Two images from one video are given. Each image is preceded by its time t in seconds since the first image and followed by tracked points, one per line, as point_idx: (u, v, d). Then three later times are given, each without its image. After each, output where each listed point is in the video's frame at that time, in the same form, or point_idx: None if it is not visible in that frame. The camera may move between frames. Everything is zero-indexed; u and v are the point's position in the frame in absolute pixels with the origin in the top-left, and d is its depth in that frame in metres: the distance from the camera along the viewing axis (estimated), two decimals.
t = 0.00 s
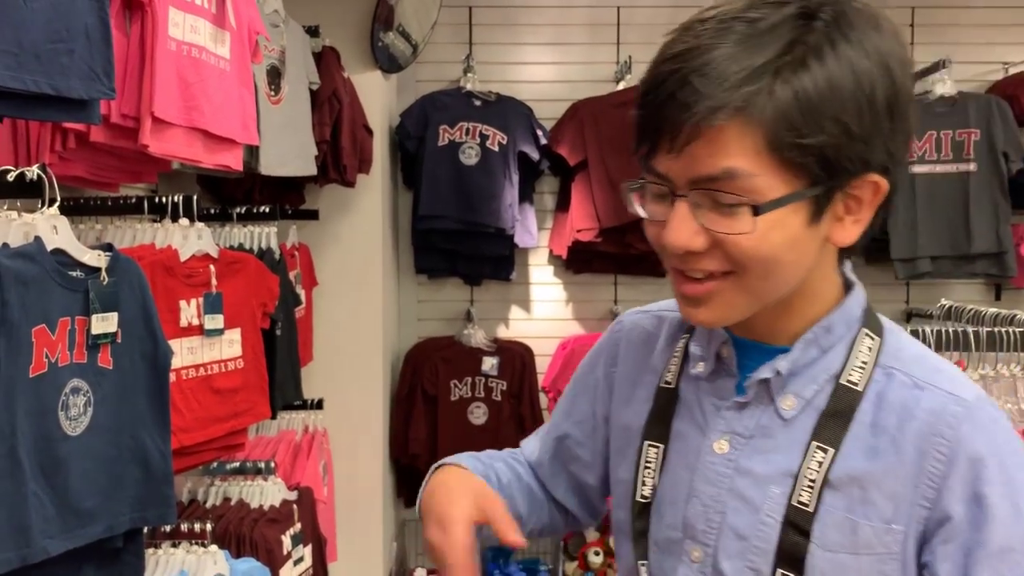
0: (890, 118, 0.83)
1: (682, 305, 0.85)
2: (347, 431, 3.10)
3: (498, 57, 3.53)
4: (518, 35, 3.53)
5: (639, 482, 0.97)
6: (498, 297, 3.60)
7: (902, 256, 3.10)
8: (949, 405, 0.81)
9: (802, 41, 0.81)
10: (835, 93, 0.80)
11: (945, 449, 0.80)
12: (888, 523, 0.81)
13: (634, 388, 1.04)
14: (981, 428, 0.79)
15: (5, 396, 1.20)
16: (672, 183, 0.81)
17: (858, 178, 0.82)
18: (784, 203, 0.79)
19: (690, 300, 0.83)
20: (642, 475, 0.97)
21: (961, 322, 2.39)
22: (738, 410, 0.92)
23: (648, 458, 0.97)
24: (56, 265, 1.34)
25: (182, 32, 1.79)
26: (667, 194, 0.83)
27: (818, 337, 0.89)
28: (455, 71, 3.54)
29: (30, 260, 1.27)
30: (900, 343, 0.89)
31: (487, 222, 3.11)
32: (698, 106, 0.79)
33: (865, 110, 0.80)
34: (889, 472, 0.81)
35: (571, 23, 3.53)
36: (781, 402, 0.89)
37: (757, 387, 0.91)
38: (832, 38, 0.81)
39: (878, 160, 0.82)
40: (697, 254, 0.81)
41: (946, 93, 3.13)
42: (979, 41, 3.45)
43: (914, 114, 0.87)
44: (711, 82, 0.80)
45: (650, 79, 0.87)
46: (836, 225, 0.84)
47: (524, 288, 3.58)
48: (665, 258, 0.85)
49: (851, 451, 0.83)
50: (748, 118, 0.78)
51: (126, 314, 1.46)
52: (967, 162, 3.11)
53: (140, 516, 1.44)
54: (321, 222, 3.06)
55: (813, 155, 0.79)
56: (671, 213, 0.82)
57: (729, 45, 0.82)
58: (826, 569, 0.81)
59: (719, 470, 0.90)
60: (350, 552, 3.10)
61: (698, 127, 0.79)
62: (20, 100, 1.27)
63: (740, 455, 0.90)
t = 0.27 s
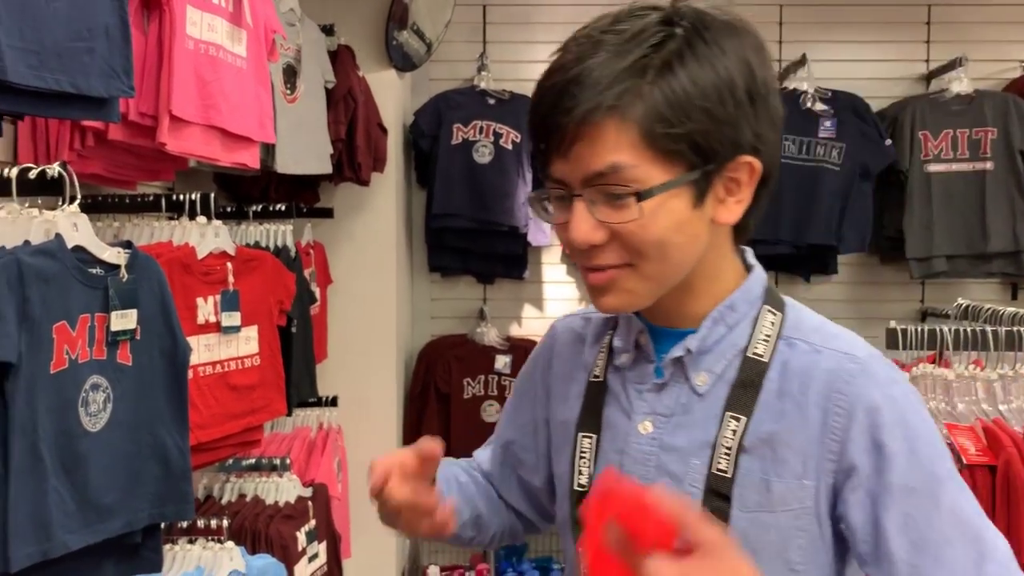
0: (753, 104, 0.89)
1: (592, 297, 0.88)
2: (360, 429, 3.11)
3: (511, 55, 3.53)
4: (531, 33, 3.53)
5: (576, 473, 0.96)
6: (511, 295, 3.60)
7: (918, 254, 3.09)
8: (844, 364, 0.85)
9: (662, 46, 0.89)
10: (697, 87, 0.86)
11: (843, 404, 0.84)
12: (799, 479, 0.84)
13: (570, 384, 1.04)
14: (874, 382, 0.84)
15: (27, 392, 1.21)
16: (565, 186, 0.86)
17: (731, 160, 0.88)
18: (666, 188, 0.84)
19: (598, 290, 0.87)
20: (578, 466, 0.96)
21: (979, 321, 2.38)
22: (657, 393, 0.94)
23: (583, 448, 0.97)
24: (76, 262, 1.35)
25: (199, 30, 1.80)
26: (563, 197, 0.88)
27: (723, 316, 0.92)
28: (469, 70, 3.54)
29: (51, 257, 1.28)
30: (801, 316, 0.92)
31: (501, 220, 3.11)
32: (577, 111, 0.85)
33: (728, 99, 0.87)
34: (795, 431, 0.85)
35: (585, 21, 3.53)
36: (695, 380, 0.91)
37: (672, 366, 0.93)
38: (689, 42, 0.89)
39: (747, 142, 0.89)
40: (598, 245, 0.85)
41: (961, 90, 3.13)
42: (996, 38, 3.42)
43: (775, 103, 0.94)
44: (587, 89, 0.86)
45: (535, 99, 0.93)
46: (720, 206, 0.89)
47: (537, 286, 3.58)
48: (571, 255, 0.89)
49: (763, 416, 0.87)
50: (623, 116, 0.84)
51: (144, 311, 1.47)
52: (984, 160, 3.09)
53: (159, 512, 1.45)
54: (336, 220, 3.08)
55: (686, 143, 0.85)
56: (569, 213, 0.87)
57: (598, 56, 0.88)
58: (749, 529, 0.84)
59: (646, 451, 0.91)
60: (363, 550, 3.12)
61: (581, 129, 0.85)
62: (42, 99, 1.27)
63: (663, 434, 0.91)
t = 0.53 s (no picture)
0: (648, 108, 0.93)
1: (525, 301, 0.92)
2: (379, 426, 3.12)
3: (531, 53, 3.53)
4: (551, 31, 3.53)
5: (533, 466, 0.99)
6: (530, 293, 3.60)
7: (940, 253, 3.07)
8: (760, 343, 0.88)
9: (556, 62, 0.93)
10: (591, 95, 0.90)
11: (759, 379, 0.86)
12: (726, 453, 0.87)
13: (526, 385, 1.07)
14: (786, 357, 0.86)
15: (55, 387, 1.23)
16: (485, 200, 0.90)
17: (632, 160, 0.91)
18: (574, 188, 0.87)
19: (529, 293, 0.90)
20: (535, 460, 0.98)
21: (1004, 321, 2.36)
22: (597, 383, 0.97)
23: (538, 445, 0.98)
24: (103, 259, 1.36)
25: (223, 29, 1.81)
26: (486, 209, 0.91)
27: (650, 306, 0.95)
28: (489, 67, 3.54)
29: (78, 253, 1.29)
30: (723, 301, 0.95)
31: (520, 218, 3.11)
32: (482, 127, 0.89)
33: (623, 103, 0.91)
34: (718, 409, 0.88)
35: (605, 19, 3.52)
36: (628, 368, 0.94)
37: (607, 357, 0.96)
38: (583, 56, 0.93)
39: (644, 143, 0.92)
40: (521, 250, 0.88)
41: (985, 88, 3.11)
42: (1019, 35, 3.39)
43: (673, 106, 0.97)
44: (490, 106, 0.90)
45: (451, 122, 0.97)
46: (628, 203, 0.92)
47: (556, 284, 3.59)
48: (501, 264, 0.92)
49: (690, 397, 0.89)
50: (524, 127, 0.88)
51: (169, 307, 1.49)
52: (1007, 158, 3.06)
53: (184, 506, 1.46)
54: (356, 218, 3.09)
55: (586, 147, 0.89)
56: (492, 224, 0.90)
57: (498, 75, 0.92)
58: (685, 504, 0.88)
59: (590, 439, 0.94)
60: (383, 546, 3.13)
61: (488, 143, 0.88)
62: (70, 97, 1.29)
63: (606, 422, 0.94)
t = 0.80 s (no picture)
0: (603, 105, 0.94)
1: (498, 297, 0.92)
2: (397, 423, 3.13)
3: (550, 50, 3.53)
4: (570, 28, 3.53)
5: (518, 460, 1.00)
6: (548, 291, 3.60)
7: (962, 251, 3.04)
8: (713, 332, 0.86)
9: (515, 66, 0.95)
10: (546, 94, 0.92)
11: (710, 368, 0.85)
12: (684, 441, 0.85)
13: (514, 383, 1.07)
14: (737, 346, 0.84)
15: (80, 382, 1.24)
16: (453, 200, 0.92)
17: (588, 154, 0.92)
18: (531, 180, 0.89)
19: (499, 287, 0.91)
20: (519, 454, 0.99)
21: None
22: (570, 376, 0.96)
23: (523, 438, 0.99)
24: (127, 255, 1.37)
25: (244, 27, 1.82)
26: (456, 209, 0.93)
27: (617, 301, 0.94)
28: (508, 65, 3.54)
29: (102, 249, 1.30)
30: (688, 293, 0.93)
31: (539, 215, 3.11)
32: (443, 129, 0.92)
33: (577, 101, 0.93)
34: (675, 398, 0.86)
35: (624, 16, 3.51)
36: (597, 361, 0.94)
37: (579, 351, 0.96)
38: (539, 59, 0.95)
39: (599, 137, 0.93)
40: (487, 245, 0.90)
41: (1009, 84, 3.09)
42: None
43: (631, 104, 0.98)
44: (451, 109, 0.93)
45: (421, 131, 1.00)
46: (588, 196, 0.92)
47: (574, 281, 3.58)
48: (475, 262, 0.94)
49: (652, 387, 0.88)
50: (482, 125, 0.90)
51: (191, 303, 1.50)
52: None
53: (205, 501, 1.47)
54: (375, 216, 3.10)
55: (542, 142, 0.90)
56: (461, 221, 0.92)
57: (459, 81, 0.96)
58: (646, 492, 0.86)
59: (564, 433, 0.93)
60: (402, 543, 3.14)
61: (451, 145, 0.91)
62: (95, 95, 1.30)
63: (577, 414, 0.93)
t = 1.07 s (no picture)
0: (604, 97, 0.95)
1: (507, 295, 0.90)
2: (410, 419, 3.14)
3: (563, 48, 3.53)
4: (584, 25, 3.53)
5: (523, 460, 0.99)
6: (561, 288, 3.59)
7: (979, 249, 3.02)
8: (713, 324, 0.84)
9: (517, 58, 0.95)
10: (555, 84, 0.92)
11: (712, 360, 0.83)
12: (686, 436, 0.84)
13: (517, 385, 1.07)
14: (739, 337, 0.82)
15: (97, 378, 1.25)
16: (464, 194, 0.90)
17: (596, 144, 0.93)
18: (549, 168, 0.88)
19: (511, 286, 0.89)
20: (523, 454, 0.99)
21: None
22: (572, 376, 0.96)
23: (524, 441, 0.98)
24: (143, 252, 1.38)
25: (259, 24, 1.82)
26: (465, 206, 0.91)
27: (615, 298, 0.93)
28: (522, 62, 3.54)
29: (119, 246, 1.31)
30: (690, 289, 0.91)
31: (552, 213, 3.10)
32: (454, 121, 0.90)
33: (582, 91, 0.93)
34: (677, 393, 0.85)
35: (638, 12, 3.51)
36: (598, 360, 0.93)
37: (579, 349, 0.95)
38: (540, 51, 0.95)
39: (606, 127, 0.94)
40: (502, 239, 0.88)
41: None
42: None
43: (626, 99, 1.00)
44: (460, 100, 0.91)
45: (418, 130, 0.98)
46: (596, 188, 0.92)
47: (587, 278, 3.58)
48: (483, 262, 0.92)
49: (654, 383, 0.87)
50: (496, 115, 0.89)
51: (208, 300, 1.50)
52: None
53: (220, 497, 1.47)
54: (388, 213, 3.11)
55: (557, 131, 0.90)
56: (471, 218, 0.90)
57: (463, 75, 0.94)
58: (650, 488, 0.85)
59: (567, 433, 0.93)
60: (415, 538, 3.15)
61: (463, 136, 0.89)
62: (112, 92, 1.30)
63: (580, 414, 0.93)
